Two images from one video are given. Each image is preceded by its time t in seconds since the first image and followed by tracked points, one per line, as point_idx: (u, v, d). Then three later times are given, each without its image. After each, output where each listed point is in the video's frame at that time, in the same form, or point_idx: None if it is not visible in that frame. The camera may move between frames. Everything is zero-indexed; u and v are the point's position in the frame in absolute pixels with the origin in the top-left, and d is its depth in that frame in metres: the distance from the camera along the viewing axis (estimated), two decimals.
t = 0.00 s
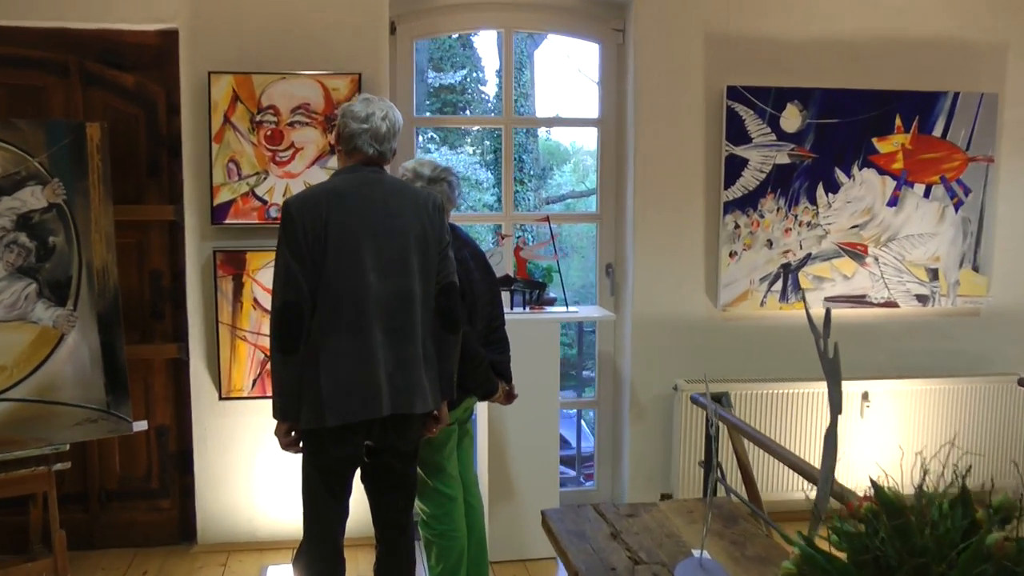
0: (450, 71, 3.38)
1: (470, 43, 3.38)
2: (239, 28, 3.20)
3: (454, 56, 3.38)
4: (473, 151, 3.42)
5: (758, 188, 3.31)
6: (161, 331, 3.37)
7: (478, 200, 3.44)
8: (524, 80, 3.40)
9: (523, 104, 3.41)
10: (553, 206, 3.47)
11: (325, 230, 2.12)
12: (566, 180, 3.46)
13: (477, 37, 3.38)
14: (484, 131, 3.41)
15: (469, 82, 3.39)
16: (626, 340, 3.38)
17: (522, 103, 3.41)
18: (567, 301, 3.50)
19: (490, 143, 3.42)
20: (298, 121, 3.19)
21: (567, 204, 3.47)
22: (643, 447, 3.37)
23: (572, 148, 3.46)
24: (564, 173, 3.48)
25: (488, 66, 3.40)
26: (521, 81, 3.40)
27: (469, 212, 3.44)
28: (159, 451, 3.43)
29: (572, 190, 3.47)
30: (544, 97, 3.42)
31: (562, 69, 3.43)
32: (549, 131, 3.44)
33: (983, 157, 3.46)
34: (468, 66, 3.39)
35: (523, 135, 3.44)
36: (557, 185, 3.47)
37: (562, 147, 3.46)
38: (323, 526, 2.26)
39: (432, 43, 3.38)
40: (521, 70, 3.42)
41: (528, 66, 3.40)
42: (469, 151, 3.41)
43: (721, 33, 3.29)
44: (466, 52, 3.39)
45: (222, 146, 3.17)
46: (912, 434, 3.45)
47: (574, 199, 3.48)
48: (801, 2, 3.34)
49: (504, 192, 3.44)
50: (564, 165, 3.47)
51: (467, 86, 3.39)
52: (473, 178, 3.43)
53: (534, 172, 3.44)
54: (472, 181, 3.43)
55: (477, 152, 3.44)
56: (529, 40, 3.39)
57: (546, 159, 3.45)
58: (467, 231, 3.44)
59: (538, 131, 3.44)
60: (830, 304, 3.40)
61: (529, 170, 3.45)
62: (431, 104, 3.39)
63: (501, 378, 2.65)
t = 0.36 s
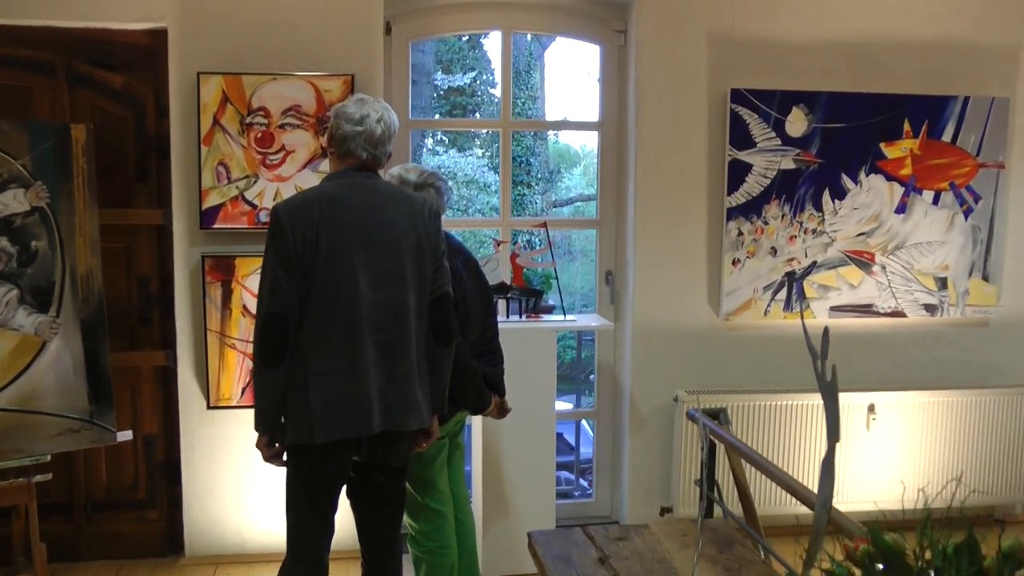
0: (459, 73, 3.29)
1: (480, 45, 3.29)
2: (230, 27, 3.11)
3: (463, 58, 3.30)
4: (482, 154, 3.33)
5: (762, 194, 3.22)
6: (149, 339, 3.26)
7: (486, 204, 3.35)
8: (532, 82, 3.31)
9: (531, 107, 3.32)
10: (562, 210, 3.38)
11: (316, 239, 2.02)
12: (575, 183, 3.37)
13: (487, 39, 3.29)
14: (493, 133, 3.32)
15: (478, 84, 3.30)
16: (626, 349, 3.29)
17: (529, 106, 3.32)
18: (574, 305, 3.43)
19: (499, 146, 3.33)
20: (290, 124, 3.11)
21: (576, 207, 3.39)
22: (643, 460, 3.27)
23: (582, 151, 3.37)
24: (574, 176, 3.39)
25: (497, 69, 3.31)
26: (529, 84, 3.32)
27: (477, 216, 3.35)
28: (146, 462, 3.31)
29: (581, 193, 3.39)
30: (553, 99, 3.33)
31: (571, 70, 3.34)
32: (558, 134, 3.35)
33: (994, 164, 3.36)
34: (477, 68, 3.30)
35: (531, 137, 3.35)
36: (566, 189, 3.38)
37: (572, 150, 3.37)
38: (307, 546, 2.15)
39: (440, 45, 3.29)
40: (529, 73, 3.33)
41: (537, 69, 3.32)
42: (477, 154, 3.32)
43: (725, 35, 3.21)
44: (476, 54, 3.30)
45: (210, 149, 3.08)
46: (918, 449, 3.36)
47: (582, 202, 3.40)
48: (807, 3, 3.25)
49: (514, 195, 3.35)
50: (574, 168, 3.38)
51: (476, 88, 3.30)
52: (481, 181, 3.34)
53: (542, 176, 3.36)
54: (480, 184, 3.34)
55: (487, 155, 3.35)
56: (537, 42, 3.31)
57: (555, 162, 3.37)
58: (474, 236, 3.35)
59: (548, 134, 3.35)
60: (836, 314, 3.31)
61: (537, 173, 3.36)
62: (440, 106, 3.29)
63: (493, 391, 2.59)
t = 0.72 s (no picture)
0: (468, 74, 3.23)
1: (489, 46, 3.23)
2: (230, 25, 3.06)
3: (472, 59, 3.23)
4: (491, 156, 3.27)
5: (771, 197, 3.15)
6: (147, 341, 3.20)
7: (494, 204, 3.28)
8: (540, 83, 3.25)
9: (540, 108, 3.26)
10: (569, 212, 3.32)
11: (319, 245, 1.96)
12: (584, 185, 3.32)
13: (495, 39, 3.23)
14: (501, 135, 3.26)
15: (487, 85, 3.24)
16: (632, 355, 3.23)
17: (537, 107, 3.26)
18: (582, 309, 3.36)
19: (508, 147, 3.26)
20: (289, 123, 3.05)
21: (583, 210, 3.32)
22: (647, 467, 3.21)
23: (591, 152, 3.32)
24: (583, 178, 3.33)
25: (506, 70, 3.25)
26: (538, 85, 3.26)
27: (485, 217, 3.28)
28: (143, 466, 3.24)
29: (589, 195, 3.33)
30: (562, 100, 3.27)
31: (580, 71, 3.28)
32: (567, 135, 3.29)
33: (1008, 168, 3.29)
34: (485, 70, 3.24)
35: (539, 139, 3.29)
36: (574, 191, 3.32)
37: (581, 152, 3.32)
38: (302, 557, 2.08)
39: (448, 46, 3.23)
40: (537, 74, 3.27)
41: (546, 70, 3.26)
42: (486, 155, 3.26)
43: (735, 35, 3.14)
44: (485, 55, 3.24)
45: (209, 148, 3.03)
46: (929, 459, 3.29)
47: (590, 205, 3.34)
48: (818, 3, 3.18)
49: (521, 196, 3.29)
50: (583, 170, 3.33)
51: (485, 89, 3.24)
52: (489, 182, 3.28)
53: (550, 177, 3.30)
54: (488, 185, 3.28)
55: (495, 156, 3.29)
56: (546, 42, 3.25)
57: (564, 163, 3.31)
58: (481, 238, 3.28)
59: (557, 136, 3.29)
60: (846, 321, 3.24)
61: (545, 174, 3.30)
62: (448, 107, 3.23)
63: (496, 399, 2.54)
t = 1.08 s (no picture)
0: (464, 74, 3.15)
1: (483, 45, 3.15)
2: (225, 21, 2.98)
3: (468, 59, 3.16)
4: (486, 156, 3.19)
5: (777, 195, 3.11)
6: (138, 347, 3.10)
7: (490, 205, 3.21)
8: (537, 82, 3.18)
9: (537, 108, 3.18)
10: (565, 211, 3.24)
11: (320, 248, 1.90)
12: (580, 184, 3.24)
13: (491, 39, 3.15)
14: (497, 135, 3.18)
15: (483, 85, 3.16)
16: (636, 356, 3.17)
17: (534, 107, 3.18)
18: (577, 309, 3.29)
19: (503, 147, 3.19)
20: (286, 122, 2.97)
21: (579, 209, 3.25)
22: (652, 470, 3.16)
23: (587, 152, 3.24)
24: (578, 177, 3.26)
25: (502, 70, 3.17)
26: (534, 85, 3.18)
27: (481, 217, 3.20)
28: (136, 477, 3.15)
29: (584, 195, 3.26)
30: (559, 99, 3.19)
31: (580, 68, 3.21)
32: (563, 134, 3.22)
33: (1013, 163, 3.26)
34: (481, 69, 3.16)
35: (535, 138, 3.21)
36: (570, 190, 3.24)
37: (577, 152, 3.24)
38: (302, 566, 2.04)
39: (445, 45, 3.14)
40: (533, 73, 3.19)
41: (543, 69, 3.18)
42: (481, 155, 3.18)
43: (739, 30, 3.09)
44: (480, 54, 3.16)
45: (204, 147, 2.95)
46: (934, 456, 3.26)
47: (585, 205, 3.26)
48: None
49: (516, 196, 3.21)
50: (578, 169, 3.25)
51: (481, 89, 3.16)
52: (484, 182, 3.20)
53: (547, 177, 3.22)
54: (483, 186, 3.20)
55: (491, 156, 3.21)
56: (543, 41, 3.18)
57: (559, 162, 3.23)
58: (477, 239, 3.20)
59: (552, 135, 3.21)
60: (852, 318, 3.20)
61: (541, 174, 3.22)
62: (443, 107, 3.15)
63: (500, 404, 2.51)
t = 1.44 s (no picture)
0: (398, 75, 3.10)
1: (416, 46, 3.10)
2: (161, 19, 2.86)
3: (401, 60, 3.10)
4: (421, 157, 3.13)
5: (728, 195, 3.08)
6: (75, 359, 2.90)
7: (426, 206, 3.15)
8: (472, 82, 3.13)
9: (472, 108, 3.14)
10: (503, 213, 3.19)
11: (264, 256, 1.78)
12: (515, 185, 3.19)
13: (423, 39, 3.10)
14: (431, 136, 3.13)
15: (417, 86, 3.11)
16: (588, 359, 3.13)
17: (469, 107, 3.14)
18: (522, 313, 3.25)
19: (438, 148, 3.14)
20: (227, 123, 2.86)
21: (516, 210, 3.20)
22: (606, 475, 3.13)
23: (521, 152, 3.20)
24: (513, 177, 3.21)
25: (436, 71, 3.12)
26: (469, 85, 3.13)
27: (417, 220, 3.15)
28: (73, 496, 2.93)
29: (521, 196, 3.21)
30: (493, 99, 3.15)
31: (515, 69, 3.16)
32: (499, 135, 3.16)
33: (962, 161, 3.28)
34: (415, 70, 3.11)
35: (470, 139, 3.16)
36: (506, 191, 3.19)
37: (511, 152, 3.19)
38: None
39: (378, 46, 3.09)
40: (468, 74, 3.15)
41: (477, 69, 3.13)
42: (416, 157, 3.12)
43: (688, 29, 3.07)
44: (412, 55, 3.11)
45: (141, 151, 2.82)
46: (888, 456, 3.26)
47: (522, 205, 3.22)
48: None
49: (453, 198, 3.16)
50: (513, 169, 3.20)
51: (415, 91, 3.11)
52: (420, 184, 3.14)
53: (483, 177, 3.16)
54: (419, 187, 3.14)
55: (425, 157, 3.15)
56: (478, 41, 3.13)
57: (494, 163, 3.17)
58: (416, 242, 3.15)
59: (487, 135, 3.16)
60: (805, 318, 3.18)
61: (478, 175, 3.17)
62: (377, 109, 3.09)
63: (455, 413, 2.45)
